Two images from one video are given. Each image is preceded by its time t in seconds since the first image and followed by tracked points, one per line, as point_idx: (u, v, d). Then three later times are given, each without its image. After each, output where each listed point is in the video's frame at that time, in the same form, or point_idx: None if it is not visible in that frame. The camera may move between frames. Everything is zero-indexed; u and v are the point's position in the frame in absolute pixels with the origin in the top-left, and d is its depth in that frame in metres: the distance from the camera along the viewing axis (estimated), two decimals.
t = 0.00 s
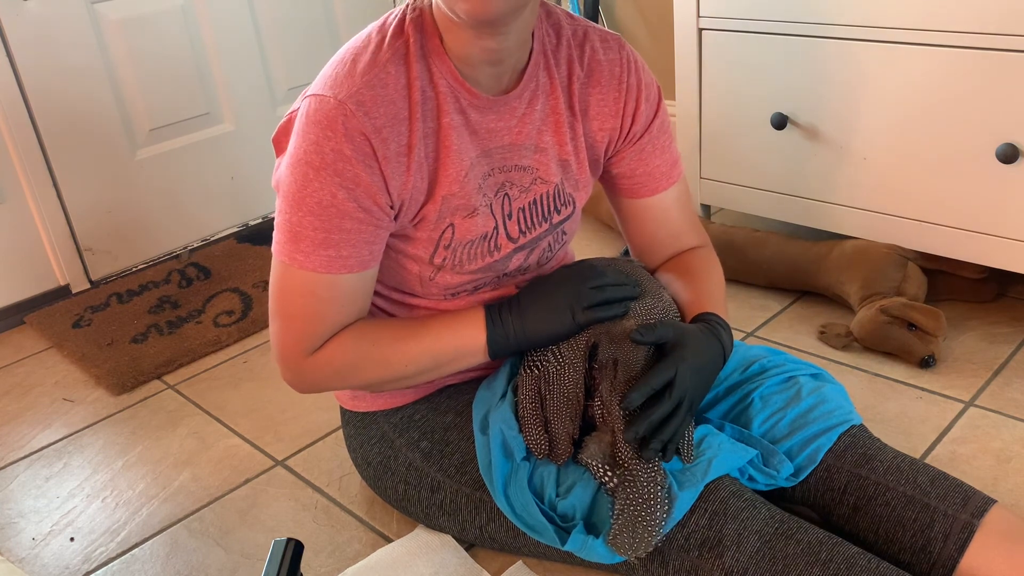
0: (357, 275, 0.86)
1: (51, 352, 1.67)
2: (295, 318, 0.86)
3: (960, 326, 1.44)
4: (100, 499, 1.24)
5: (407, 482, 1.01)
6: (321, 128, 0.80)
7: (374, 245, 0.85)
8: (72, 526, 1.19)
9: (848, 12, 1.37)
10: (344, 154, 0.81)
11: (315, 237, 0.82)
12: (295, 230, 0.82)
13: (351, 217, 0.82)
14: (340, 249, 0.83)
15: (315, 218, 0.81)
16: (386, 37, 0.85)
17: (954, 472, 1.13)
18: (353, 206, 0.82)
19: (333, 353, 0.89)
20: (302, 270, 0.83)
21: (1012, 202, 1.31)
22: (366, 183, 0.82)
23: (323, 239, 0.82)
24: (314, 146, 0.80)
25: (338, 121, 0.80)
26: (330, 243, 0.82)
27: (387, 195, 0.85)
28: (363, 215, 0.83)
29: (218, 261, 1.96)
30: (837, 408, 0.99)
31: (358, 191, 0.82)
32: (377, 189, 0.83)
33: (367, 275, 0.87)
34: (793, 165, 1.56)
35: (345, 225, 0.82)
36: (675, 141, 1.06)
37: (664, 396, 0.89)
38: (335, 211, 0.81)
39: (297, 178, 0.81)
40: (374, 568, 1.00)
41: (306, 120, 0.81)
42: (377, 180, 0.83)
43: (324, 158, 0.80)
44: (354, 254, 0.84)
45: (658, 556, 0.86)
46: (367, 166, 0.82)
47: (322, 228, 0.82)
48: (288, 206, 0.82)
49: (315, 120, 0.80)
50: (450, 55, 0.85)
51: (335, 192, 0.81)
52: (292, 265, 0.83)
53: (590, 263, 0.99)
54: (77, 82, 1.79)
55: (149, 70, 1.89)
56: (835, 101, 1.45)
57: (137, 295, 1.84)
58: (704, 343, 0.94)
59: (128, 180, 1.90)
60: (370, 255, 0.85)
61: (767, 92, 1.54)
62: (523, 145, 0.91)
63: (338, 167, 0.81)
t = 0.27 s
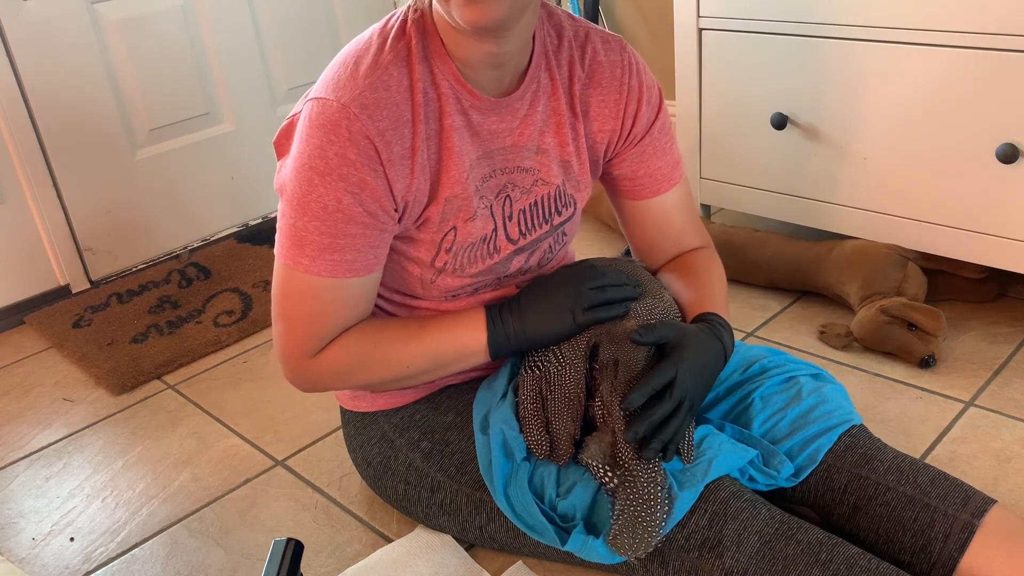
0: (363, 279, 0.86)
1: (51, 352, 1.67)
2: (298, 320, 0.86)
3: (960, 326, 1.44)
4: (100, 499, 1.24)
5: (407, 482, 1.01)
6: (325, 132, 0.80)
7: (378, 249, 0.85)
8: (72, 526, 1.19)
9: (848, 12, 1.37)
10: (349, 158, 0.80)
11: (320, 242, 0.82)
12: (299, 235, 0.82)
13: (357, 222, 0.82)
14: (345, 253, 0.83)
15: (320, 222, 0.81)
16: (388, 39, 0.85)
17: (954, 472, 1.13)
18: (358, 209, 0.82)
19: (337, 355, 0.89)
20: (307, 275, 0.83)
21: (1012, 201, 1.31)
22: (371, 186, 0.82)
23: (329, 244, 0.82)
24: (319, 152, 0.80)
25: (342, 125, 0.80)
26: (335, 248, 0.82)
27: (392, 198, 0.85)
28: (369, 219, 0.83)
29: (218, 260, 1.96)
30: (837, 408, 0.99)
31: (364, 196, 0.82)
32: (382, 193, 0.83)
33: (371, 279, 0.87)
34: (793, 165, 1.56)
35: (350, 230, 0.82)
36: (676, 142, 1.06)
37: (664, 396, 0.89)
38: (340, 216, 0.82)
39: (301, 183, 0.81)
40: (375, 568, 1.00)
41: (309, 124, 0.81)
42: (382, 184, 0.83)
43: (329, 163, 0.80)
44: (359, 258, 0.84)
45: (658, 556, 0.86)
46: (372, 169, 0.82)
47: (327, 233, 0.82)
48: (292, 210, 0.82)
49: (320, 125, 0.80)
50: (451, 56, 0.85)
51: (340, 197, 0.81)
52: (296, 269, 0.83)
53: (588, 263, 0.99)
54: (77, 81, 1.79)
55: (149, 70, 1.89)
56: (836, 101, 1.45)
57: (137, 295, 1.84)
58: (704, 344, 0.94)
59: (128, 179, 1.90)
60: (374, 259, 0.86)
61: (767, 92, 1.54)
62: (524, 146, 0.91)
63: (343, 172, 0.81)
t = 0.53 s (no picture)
0: (363, 279, 0.86)
1: (51, 352, 1.67)
2: (297, 320, 0.86)
3: (960, 326, 1.44)
4: (100, 499, 1.24)
5: (407, 482, 1.01)
6: (325, 133, 0.80)
7: (378, 249, 0.86)
8: (71, 526, 1.19)
9: (848, 12, 1.37)
10: (349, 159, 0.80)
11: (320, 242, 0.82)
12: (299, 235, 0.82)
13: (357, 223, 0.82)
14: (345, 254, 0.83)
15: (320, 223, 0.81)
16: (387, 39, 0.85)
17: (954, 472, 1.12)
18: (357, 209, 0.82)
19: (336, 354, 0.89)
20: (307, 275, 0.83)
21: (1012, 201, 1.31)
22: (371, 187, 0.82)
23: (329, 244, 0.82)
24: (319, 152, 0.80)
25: (343, 125, 0.80)
26: (335, 248, 0.82)
27: (392, 198, 0.85)
28: (369, 219, 0.83)
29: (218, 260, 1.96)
30: (837, 408, 0.99)
31: (364, 196, 0.82)
32: (382, 193, 0.83)
33: (371, 279, 0.87)
34: (793, 165, 1.56)
35: (350, 230, 0.82)
36: (675, 141, 1.06)
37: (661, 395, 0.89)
38: (340, 216, 0.81)
39: (301, 183, 0.81)
40: (375, 568, 1.00)
41: (309, 125, 0.81)
42: (382, 184, 0.83)
43: (329, 163, 0.80)
44: (359, 258, 0.84)
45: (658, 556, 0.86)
46: (372, 169, 0.82)
47: (327, 233, 0.82)
48: (292, 211, 0.82)
49: (320, 125, 0.80)
50: (450, 56, 0.85)
51: (340, 197, 0.81)
52: (296, 269, 0.83)
53: (585, 263, 0.99)
54: (77, 82, 1.79)
55: (149, 70, 1.89)
56: (835, 101, 1.45)
57: (137, 295, 1.84)
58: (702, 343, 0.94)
59: (128, 179, 1.90)
60: (374, 259, 0.86)
61: (767, 92, 1.54)
62: (522, 146, 0.91)
63: (343, 172, 0.81)
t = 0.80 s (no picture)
0: (363, 279, 0.86)
1: (51, 352, 1.67)
2: (297, 320, 0.86)
3: (960, 326, 1.44)
4: (100, 499, 1.24)
5: (407, 482, 1.01)
6: (326, 134, 0.80)
7: (379, 250, 0.86)
8: (71, 526, 1.19)
9: (848, 12, 1.37)
10: (350, 160, 0.80)
11: (320, 244, 0.82)
12: (300, 236, 0.82)
13: (358, 224, 0.82)
14: (346, 255, 0.83)
15: (321, 224, 0.81)
16: (387, 40, 0.85)
17: (954, 472, 1.12)
18: (358, 211, 0.82)
19: (336, 354, 0.89)
20: (307, 276, 0.83)
21: (1012, 201, 1.31)
22: (372, 188, 0.82)
23: (329, 245, 0.82)
24: (320, 153, 0.80)
25: (344, 127, 0.80)
26: (336, 249, 0.82)
27: (393, 199, 0.85)
28: (370, 220, 0.83)
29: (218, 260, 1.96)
30: (837, 408, 0.99)
31: (365, 197, 0.82)
32: (383, 193, 0.83)
33: (371, 280, 0.87)
34: (793, 165, 1.56)
35: (351, 232, 0.82)
36: (674, 141, 1.06)
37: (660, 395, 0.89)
38: (341, 218, 0.81)
39: (302, 185, 0.81)
40: (375, 568, 1.00)
41: (311, 126, 0.81)
42: (383, 185, 0.83)
43: (330, 165, 0.80)
44: (359, 259, 0.84)
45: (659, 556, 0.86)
46: (373, 171, 0.82)
47: (328, 234, 0.82)
48: (292, 212, 0.82)
49: (321, 126, 0.80)
50: (449, 57, 0.85)
51: (341, 199, 0.81)
52: (296, 270, 0.83)
53: (585, 263, 0.99)
54: (77, 82, 1.79)
55: (149, 70, 1.89)
56: (835, 101, 1.45)
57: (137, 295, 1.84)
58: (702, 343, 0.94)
59: (128, 180, 1.90)
60: (375, 260, 0.86)
61: (766, 92, 1.54)
62: (522, 146, 0.91)
63: (344, 173, 0.81)
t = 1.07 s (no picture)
0: (363, 278, 0.86)
1: (51, 352, 1.67)
2: (297, 319, 0.86)
3: (959, 326, 1.44)
4: (100, 499, 1.24)
5: (407, 482, 1.01)
6: (325, 133, 0.80)
7: (379, 249, 0.86)
8: (71, 526, 1.19)
9: (848, 12, 1.37)
10: (350, 159, 0.80)
11: (320, 243, 0.82)
12: (299, 235, 0.82)
13: (358, 223, 0.82)
14: (345, 254, 0.83)
15: (321, 223, 0.81)
16: (386, 39, 0.85)
17: (954, 472, 1.12)
18: (357, 209, 0.82)
19: (335, 353, 0.89)
20: (307, 275, 0.83)
21: (1012, 201, 1.31)
22: (372, 187, 0.82)
23: (329, 244, 0.82)
24: (319, 152, 0.80)
25: (343, 125, 0.80)
26: (336, 248, 0.82)
27: (393, 198, 0.85)
28: (369, 219, 0.83)
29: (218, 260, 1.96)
30: (837, 408, 0.99)
31: (364, 196, 0.82)
32: (382, 192, 0.83)
33: (371, 279, 0.87)
34: (793, 165, 1.56)
35: (350, 231, 0.82)
36: (672, 138, 1.06)
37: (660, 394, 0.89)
38: (340, 216, 0.81)
39: (302, 184, 0.81)
40: (375, 568, 1.00)
41: (310, 125, 0.81)
42: (383, 183, 0.83)
43: (330, 164, 0.80)
44: (359, 258, 0.84)
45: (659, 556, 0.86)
46: (372, 169, 0.82)
47: (328, 233, 0.82)
48: (292, 211, 0.82)
49: (320, 125, 0.80)
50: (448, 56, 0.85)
51: (341, 197, 0.81)
52: (296, 269, 0.83)
53: (586, 263, 0.99)
54: (78, 82, 1.79)
55: (149, 70, 1.89)
56: (835, 101, 1.45)
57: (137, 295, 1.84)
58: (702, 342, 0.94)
59: (128, 180, 1.90)
60: (375, 259, 0.86)
61: (766, 92, 1.54)
62: (520, 144, 0.91)
63: (344, 172, 0.81)
